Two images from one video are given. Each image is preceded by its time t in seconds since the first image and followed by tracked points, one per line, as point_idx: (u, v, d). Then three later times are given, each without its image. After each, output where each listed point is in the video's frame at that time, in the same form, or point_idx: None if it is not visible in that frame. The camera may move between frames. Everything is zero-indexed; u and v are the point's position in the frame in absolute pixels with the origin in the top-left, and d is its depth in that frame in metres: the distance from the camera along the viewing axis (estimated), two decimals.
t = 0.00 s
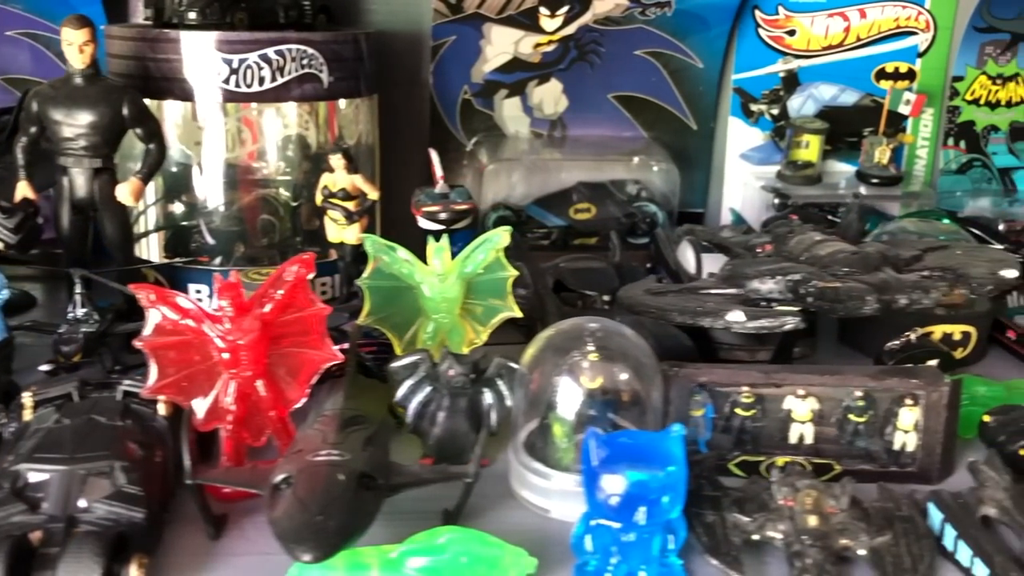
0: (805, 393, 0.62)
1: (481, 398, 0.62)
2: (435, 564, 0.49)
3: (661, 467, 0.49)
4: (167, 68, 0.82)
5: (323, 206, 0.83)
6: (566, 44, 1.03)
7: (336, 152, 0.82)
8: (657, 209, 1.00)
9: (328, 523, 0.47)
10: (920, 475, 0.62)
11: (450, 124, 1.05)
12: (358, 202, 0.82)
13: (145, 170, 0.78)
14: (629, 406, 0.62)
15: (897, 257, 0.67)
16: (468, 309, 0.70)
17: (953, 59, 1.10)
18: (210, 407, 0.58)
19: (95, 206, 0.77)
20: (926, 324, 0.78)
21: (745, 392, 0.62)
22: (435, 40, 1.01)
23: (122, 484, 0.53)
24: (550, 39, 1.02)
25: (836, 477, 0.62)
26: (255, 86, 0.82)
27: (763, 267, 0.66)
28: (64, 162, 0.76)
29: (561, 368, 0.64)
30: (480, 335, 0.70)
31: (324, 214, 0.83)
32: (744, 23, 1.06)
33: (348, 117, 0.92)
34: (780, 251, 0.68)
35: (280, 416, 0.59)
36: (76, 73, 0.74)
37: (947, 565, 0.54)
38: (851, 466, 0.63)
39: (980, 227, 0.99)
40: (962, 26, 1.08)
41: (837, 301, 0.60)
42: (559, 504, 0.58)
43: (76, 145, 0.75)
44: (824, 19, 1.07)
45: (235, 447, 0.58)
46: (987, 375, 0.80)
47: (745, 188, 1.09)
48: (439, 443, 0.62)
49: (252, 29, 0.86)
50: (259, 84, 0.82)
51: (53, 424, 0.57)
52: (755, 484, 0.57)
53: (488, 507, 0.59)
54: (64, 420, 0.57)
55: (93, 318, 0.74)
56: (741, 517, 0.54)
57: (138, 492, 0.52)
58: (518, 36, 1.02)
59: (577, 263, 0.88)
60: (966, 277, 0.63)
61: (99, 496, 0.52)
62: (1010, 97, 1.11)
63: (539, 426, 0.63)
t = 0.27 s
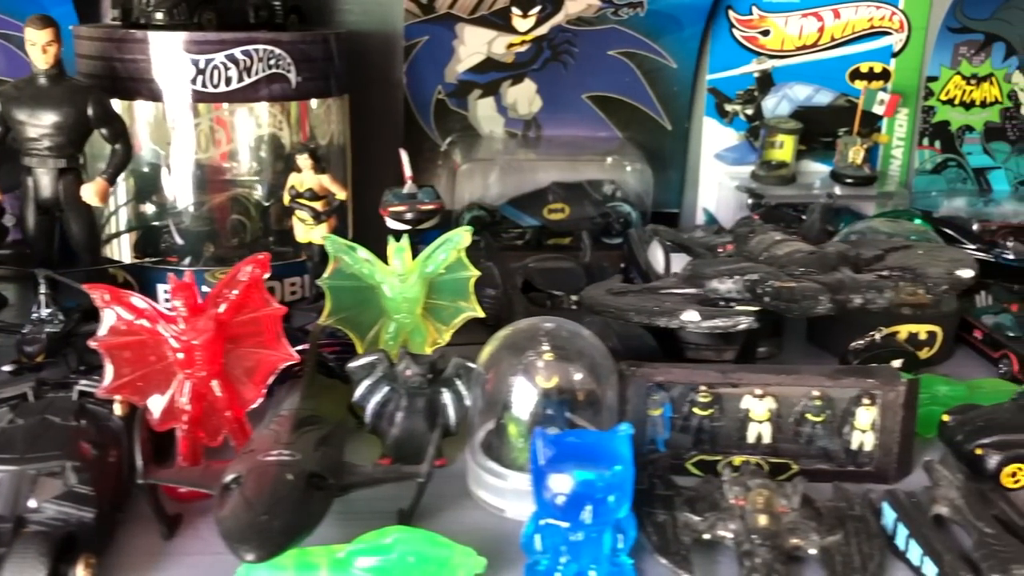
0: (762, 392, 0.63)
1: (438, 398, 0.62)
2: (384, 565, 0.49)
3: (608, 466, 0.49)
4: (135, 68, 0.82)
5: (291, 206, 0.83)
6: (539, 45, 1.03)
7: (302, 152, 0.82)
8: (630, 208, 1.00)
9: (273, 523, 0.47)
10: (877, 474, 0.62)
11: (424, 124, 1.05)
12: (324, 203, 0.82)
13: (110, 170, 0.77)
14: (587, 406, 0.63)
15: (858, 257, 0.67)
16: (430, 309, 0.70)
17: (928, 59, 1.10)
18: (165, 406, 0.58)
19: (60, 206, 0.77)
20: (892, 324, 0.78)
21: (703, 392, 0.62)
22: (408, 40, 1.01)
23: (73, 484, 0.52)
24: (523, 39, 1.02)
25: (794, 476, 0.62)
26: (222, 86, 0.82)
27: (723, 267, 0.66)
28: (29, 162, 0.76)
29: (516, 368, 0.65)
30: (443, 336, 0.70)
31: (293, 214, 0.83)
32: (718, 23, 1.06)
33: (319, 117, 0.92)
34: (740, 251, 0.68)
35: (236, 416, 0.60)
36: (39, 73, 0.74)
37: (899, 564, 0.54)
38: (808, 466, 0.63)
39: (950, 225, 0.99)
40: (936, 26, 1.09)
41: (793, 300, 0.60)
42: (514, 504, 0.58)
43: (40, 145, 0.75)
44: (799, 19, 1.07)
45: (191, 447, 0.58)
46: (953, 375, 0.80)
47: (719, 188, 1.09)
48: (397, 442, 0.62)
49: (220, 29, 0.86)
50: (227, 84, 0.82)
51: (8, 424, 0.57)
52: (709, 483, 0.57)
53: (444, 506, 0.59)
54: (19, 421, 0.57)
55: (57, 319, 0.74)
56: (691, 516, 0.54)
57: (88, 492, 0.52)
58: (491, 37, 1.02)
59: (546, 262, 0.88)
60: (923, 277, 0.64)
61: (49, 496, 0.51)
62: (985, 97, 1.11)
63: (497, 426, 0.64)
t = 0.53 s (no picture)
0: (722, 391, 0.63)
1: (400, 396, 0.62)
2: (338, 562, 0.50)
3: (560, 464, 0.49)
4: (105, 67, 0.82)
5: (261, 205, 0.83)
6: (515, 44, 1.03)
7: (272, 151, 0.82)
8: (605, 207, 1.00)
9: (224, 520, 0.48)
10: (837, 472, 0.62)
11: (400, 123, 1.05)
12: (294, 201, 0.83)
13: (79, 169, 0.77)
14: (547, 404, 0.63)
15: (820, 256, 0.67)
16: (395, 307, 0.70)
17: (904, 59, 1.10)
18: (126, 404, 0.58)
19: (28, 205, 0.78)
20: (860, 322, 0.78)
21: (663, 389, 0.63)
22: (382, 40, 1.01)
23: (28, 482, 0.52)
24: (498, 39, 1.03)
25: (755, 473, 0.62)
26: (192, 86, 0.82)
27: (685, 266, 0.66)
28: None
29: (475, 365, 0.65)
30: (408, 334, 0.70)
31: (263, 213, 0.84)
32: (693, 23, 1.06)
33: (293, 116, 0.92)
34: (704, 250, 0.68)
35: (196, 414, 0.60)
36: (7, 71, 0.74)
37: (853, 561, 0.54)
38: (768, 464, 0.63)
39: (925, 225, 1.01)
40: (911, 26, 1.09)
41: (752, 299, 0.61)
42: (473, 502, 0.58)
43: (8, 144, 0.75)
44: (774, 19, 1.07)
45: (152, 445, 0.58)
46: (921, 373, 0.80)
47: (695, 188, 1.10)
48: (359, 441, 0.62)
49: (192, 29, 0.86)
50: (196, 84, 0.82)
51: None
52: (664, 480, 0.57)
53: (403, 504, 0.59)
54: None
55: (25, 317, 0.72)
56: (646, 514, 0.54)
57: (44, 490, 0.52)
58: (466, 36, 1.02)
59: (517, 262, 0.88)
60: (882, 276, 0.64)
61: (4, 495, 0.51)
62: (960, 97, 1.11)
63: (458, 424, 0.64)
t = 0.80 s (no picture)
0: (683, 388, 0.63)
1: (362, 394, 0.62)
2: (292, 559, 0.50)
3: (511, 460, 0.50)
4: (76, 67, 0.82)
5: (232, 204, 0.84)
6: (490, 44, 1.03)
7: (241, 151, 0.82)
8: (580, 207, 1.01)
9: (174, 516, 0.49)
10: (797, 470, 0.62)
11: (376, 122, 1.05)
12: (265, 200, 0.83)
13: (49, 168, 0.78)
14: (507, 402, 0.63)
15: (782, 255, 0.68)
16: (360, 304, 0.69)
17: (880, 58, 1.10)
18: (87, 402, 0.58)
19: None
20: (827, 320, 0.78)
21: (624, 386, 0.63)
22: (357, 40, 1.02)
23: None
24: (473, 39, 1.03)
25: (716, 470, 0.63)
26: (163, 85, 0.82)
27: (648, 265, 0.67)
28: None
29: (435, 364, 0.65)
30: (374, 333, 0.70)
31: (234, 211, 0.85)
32: (669, 23, 1.07)
33: (268, 115, 0.93)
34: (667, 249, 0.69)
35: (158, 412, 0.60)
36: None
37: (808, 557, 0.55)
38: (728, 461, 0.63)
39: (900, 223, 1.01)
40: (886, 25, 1.09)
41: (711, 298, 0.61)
42: (431, 498, 0.58)
43: None
44: (750, 18, 1.07)
45: (114, 442, 0.59)
46: (889, 371, 0.80)
47: (671, 187, 1.10)
48: (321, 439, 0.62)
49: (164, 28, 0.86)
50: (167, 83, 0.82)
51: None
52: (621, 478, 0.57)
53: (362, 501, 0.59)
54: None
55: None
56: (601, 510, 0.54)
57: None
58: (441, 36, 1.02)
59: (488, 261, 0.88)
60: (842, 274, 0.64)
61: None
62: (936, 96, 1.12)
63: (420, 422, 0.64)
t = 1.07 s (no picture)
0: (643, 383, 0.64)
1: (324, 391, 0.63)
2: (246, 554, 0.50)
3: (462, 455, 0.51)
4: (46, 66, 0.82)
5: (203, 201, 0.85)
6: (465, 43, 1.04)
7: (212, 149, 0.83)
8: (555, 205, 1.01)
9: (125, 512, 0.49)
10: (756, 465, 0.63)
11: (352, 120, 1.05)
12: (235, 197, 0.84)
13: (18, 167, 0.78)
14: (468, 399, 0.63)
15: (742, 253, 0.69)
16: (325, 301, 0.70)
17: (856, 57, 1.11)
18: (47, 399, 0.58)
19: None
20: (793, 318, 0.78)
21: (585, 383, 0.64)
22: (332, 39, 1.02)
23: None
24: (448, 38, 1.03)
25: (676, 466, 0.63)
26: (133, 84, 0.82)
27: (610, 262, 0.67)
28: None
29: (393, 360, 0.64)
30: (339, 331, 0.70)
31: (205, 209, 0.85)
32: (644, 22, 1.07)
33: (243, 114, 0.93)
34: (631, 246, 0.70)
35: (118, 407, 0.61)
36: None
37: (762, 552, 0.55)
38: (687, 457, 0.63)
39: (875, 222, 1.01)
40: (862, 24, 1.10)
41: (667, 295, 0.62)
42: (389, 494, 0.58)
43: None
44: (725, 17, 1.08)
45: (74, 438, 0.59)
46: (857, 368, 0.80)
47: (648, 186, 1.10)
48: (282, 436, 0.62)
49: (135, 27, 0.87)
50: (137, 82, 0.82)
51: None
52: (577, 473, 0.58)
53: (321, 498, 0.59)
54: None
55: None
56: (556, 505, 0.55)
57: None
58: (415, 35, 1.03)
59: (460, 259, 0.88)
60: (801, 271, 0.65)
61: None
62: (912, 94, 1.12)
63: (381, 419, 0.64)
